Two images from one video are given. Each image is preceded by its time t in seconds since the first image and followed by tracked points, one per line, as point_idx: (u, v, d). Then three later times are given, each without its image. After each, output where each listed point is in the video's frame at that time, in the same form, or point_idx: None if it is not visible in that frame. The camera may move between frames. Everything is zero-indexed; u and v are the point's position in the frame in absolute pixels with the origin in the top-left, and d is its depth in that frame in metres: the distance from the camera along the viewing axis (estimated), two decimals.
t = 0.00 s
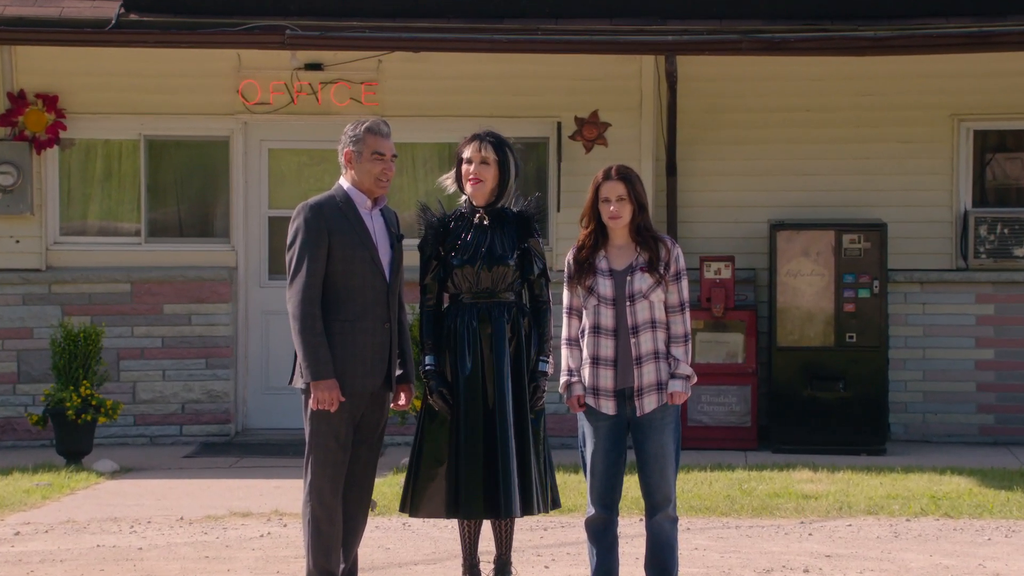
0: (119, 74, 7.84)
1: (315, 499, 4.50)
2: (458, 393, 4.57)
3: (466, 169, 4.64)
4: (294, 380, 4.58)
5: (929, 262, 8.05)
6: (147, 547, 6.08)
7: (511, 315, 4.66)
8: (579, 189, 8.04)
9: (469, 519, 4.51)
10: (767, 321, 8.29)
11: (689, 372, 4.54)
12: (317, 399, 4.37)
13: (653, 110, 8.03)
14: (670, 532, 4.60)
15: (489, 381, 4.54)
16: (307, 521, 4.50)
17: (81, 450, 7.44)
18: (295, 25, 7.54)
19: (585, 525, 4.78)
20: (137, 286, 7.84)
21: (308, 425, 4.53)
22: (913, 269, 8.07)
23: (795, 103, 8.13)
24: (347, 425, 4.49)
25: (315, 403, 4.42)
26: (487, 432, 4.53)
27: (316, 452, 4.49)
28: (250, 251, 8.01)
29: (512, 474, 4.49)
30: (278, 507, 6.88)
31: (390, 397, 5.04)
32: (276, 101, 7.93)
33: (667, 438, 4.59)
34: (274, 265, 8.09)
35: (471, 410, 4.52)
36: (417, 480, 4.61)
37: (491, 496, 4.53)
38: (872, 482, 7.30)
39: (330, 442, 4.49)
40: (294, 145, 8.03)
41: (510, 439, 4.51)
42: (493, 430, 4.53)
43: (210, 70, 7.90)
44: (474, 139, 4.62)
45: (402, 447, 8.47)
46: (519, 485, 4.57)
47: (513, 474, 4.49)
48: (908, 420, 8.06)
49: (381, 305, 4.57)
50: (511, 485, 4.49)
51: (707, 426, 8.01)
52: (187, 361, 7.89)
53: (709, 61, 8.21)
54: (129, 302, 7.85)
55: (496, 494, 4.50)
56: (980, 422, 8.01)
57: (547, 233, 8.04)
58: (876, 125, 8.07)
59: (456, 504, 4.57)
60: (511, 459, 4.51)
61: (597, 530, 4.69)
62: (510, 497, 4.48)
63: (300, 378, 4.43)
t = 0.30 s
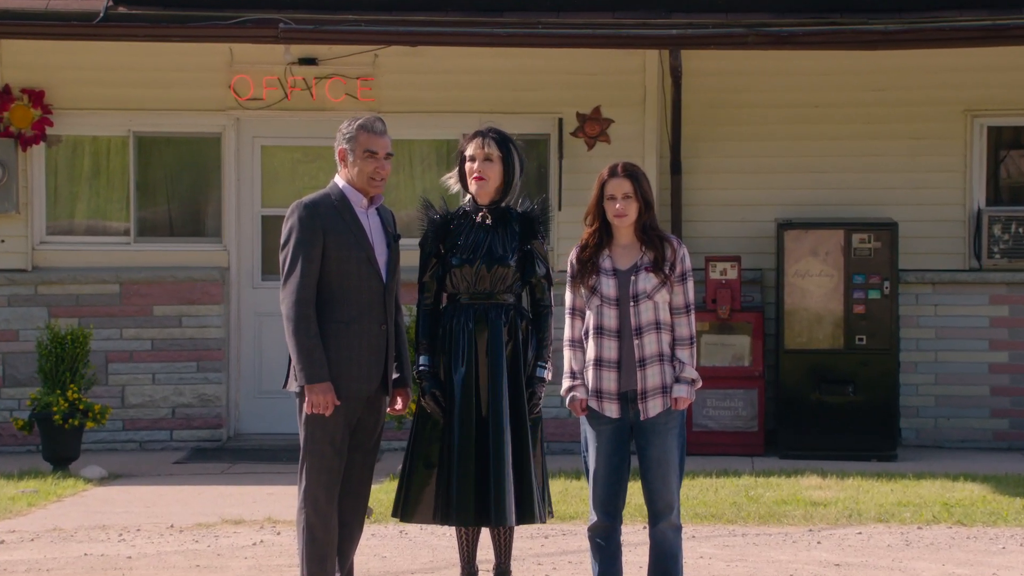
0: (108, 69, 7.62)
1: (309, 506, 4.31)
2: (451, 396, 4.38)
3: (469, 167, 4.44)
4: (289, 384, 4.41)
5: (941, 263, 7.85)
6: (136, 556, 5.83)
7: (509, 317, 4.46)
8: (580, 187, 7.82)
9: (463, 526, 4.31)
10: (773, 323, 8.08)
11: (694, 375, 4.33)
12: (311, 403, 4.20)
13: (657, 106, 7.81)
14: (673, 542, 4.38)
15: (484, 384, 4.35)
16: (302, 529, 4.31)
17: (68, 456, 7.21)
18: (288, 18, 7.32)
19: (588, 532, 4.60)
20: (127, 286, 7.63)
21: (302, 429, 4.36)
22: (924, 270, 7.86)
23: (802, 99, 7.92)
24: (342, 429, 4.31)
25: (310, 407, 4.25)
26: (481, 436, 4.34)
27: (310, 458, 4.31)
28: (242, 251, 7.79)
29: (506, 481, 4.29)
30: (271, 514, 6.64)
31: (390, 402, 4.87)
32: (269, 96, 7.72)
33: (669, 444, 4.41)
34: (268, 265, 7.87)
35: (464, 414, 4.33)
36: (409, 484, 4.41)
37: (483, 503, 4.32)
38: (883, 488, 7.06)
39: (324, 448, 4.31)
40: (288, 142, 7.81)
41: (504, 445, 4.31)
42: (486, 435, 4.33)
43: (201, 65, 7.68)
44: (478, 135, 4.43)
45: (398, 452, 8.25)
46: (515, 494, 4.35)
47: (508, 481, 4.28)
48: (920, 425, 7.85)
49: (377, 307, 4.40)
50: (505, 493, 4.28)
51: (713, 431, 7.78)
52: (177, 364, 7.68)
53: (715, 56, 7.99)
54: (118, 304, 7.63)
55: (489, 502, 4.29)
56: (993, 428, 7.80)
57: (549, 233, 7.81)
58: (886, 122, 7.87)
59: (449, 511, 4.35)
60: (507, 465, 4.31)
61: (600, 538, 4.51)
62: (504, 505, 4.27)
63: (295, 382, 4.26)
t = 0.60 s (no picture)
0: (94, 63, 7.40)
1: (302, 514, 4.10)
2: (448, 402, 4.16)
3: (469, 168, 4.21)
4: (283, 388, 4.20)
5: (954, 263, 7.63)
6: (123, 567, 5.58)
7: (509, 320, 4.23)
8: (582, 185, 7.59)
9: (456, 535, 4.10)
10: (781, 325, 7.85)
11: (699, 378, 4.13)
12: (304, 408, 3.98)
13: (662, 102, 7.58)
14: (678, 552, 4.19)
15: (479, 389, 4.13)
16: (296, 539, 4.10)
17: (53, 463, 6.96)
18: (281, 11, 7.08)
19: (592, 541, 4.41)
20: (114, 287, 7.40)
21: (295, 435, 4.14)
22: (937, 271, 7.64)
23: (811, 95, 7.69)
24: (337, 436, 4.09)
25: (302, 412, 4.04)
26: (474, 443, 4.12)
27: (303, 465, 4.10)
28: (234, 252, 7.57)
29: (495, 490, 4.07)
30: (262, 522, 6.39)
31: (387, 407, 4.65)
32: (261, 91, 7.48)
33: (675, 450, 4.20)
34: (260, 265, 7.64)
35: (461, 421, 4.12)
36: (404, 493, 4.18)
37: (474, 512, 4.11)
38: (895, 496, 6.81)
39: (318, 455, 4.10)
40: (281, 138, 7.58)
41: (496, 453, 4.09)
42: (482, 442, 4.11)
43: (191, 59, 7.44)
44: (479, 133, 4.17)
45: (394, 459, 8.00)
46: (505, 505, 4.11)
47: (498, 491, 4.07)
48: (933, 431, 7.63)
49: (373, 310, 4.17)
50: (495, 502, 4.07)
51: (719, 437, 7.54)
52: (166, 368, 7.45)
53: (721, 50, 7.76)
54: (105, 305, 7.40)
55: (478, 512, 4.08)
56: (1009, 433, 7.58)
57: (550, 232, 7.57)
58: (897, 118, 7.64)
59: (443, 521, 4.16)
60: (499, 472, 4.09)
61: (604, 547, 4.32)
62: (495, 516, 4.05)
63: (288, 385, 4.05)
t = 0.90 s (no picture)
0: (83, 58, 7.21)
1: (297, 521, 3.92)
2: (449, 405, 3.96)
3: (467, 168, 4.01)
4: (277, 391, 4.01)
5: (966, 264, 7.45)
6: None
7: (510, 321, 4.04)
8: (584, 183, 7.39)
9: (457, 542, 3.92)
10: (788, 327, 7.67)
11: (702, 382, 3.97)
12: (296, 411, 3.80)
13: (666, 98, 7.39)
14: (682, 558, 4.06)
15: (481, 392, 3.94)
16: (291, 547, 3.92)
17: (39, 469, 6.75)
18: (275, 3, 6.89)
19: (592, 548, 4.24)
20: (103, 288, 7.20)
21: (287, 439, 3.97)
22: (949, 271, 7.45)
23: (818, 91, 7.51)
24: (333, 440, 3.91)
25: (296, 416, 3.86)
26: (475, 448, 3.93)
27: (297, 471, 3.91)
28: (226, 252, 7.38)
29: (498, 497, 3.87)
30: (256, 529, 6.17)
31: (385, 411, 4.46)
32: (254, 87, 7.29)
33: (680, 454, 4.04)
34: (254, 265, 7.46)
35: (461, 425, 3.93)
36: (406, 498, 3.98)
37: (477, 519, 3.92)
38: (905, 502, 6.61)
39: (313, 461, 3.91)
40: (274, 135, 7.39)
41: (497, 458, 3.89)
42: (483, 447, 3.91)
43: (183, 53, 7.25)
44: (477, 131, 3.98)
45: (391, 464, 7.81)
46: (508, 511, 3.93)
47: (500, 498, 3.87)
48: (944, 435, 7.45)
49: (369, 309, 3.99)
50: (498, 509, 3.87)
51: (724, 442, 7.35)
52: (157, 370, 7.26)
53: (726, 45, 7.57)
54: (94, 306, 7.21)
55: (480, 519, 3.88)
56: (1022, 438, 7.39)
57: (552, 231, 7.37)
58: (907, 115, 7.46)
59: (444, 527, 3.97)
60: (502, 477, 3.90)
61: (605, 554, 4.15)
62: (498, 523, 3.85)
63: (281, 388, 3.87)
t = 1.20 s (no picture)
0: (71, 53, 7.03)
1: (291, 529, 3.71)
2: (452, 411, 3.75)
3: (466, 167, 3.82)
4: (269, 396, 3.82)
5: (979, 265, 7.27)
6: None
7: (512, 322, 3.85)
8: (585, 181, 7.20)
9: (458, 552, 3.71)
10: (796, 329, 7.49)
11: (706, 387, 3.77)
12: (292, 416, 3.60)
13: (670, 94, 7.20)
14: (686, 568, 3.85)
15: (483, 396, 3.74)
16: (286, 558, 3.71)
17: (25, 475, 6.54)
18: None
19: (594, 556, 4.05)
20: (91, 289, 7.01)
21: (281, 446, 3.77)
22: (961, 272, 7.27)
23: (827, 86, 7.32)
24: (329, 446, 3.72)
25: (290, 422, 3.66)
26: (478, 454, 3.72)
27: (292, 478, 3.71)
28: (218, 252, 7.19)
29: (504, 505, 3.67)
30: (249, 538, 5.95)
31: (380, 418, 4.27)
32: (248, 82, 7.10)
33: (683, 461, 3.83)
34: (247, 267, 7.27)
35: (462, 431, 3.72)
36: (405, 506, 3.79)
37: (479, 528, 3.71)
38: (915, 510, 6.40)
39: (308, 468, 3.71)
40: (267, 132, 7.21)
41: (502, 464, 3.70)
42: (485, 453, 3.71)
43: (174, 48, 7.06)
44: (475, 130, 3.79)
45: (388, 470, 7.61)
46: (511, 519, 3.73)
47: (504, 505, 3.67)
48: (957, 441, 7.26)
49: (366, 311, 3.80)
50: (501, 518, 3.67)
51: (730, 447, 7.15)
52: (146, 374, 7.07)
53: (732, 39, 7.38)
54: (82, 308, 7.02)
55: (483, 528, 3.68)
56: None
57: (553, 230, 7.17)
58: (918, 112, 7.28)
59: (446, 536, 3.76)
60: (505, 485, 3.70)
61: (607, 564, 3.94)
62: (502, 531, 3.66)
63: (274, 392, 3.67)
